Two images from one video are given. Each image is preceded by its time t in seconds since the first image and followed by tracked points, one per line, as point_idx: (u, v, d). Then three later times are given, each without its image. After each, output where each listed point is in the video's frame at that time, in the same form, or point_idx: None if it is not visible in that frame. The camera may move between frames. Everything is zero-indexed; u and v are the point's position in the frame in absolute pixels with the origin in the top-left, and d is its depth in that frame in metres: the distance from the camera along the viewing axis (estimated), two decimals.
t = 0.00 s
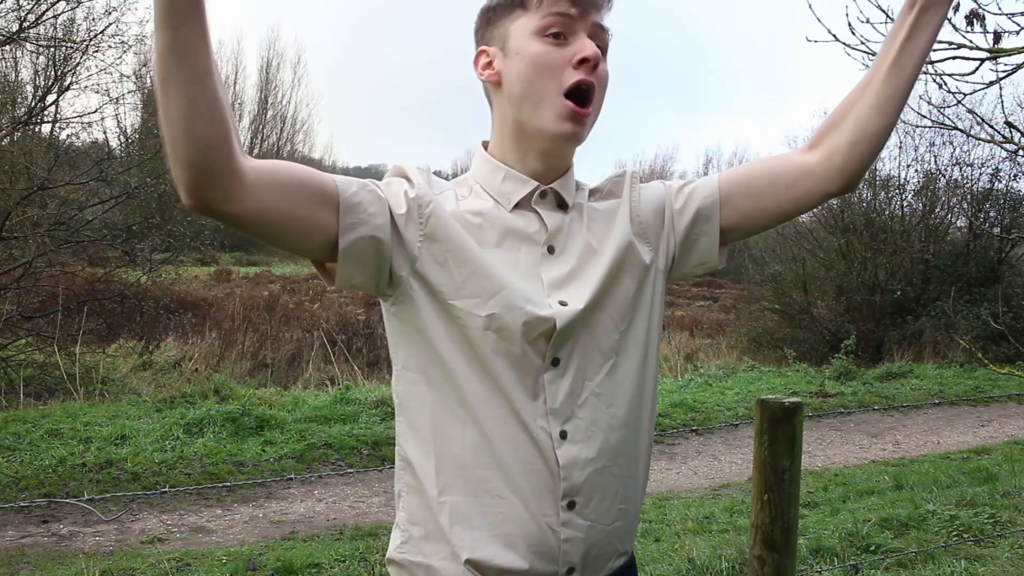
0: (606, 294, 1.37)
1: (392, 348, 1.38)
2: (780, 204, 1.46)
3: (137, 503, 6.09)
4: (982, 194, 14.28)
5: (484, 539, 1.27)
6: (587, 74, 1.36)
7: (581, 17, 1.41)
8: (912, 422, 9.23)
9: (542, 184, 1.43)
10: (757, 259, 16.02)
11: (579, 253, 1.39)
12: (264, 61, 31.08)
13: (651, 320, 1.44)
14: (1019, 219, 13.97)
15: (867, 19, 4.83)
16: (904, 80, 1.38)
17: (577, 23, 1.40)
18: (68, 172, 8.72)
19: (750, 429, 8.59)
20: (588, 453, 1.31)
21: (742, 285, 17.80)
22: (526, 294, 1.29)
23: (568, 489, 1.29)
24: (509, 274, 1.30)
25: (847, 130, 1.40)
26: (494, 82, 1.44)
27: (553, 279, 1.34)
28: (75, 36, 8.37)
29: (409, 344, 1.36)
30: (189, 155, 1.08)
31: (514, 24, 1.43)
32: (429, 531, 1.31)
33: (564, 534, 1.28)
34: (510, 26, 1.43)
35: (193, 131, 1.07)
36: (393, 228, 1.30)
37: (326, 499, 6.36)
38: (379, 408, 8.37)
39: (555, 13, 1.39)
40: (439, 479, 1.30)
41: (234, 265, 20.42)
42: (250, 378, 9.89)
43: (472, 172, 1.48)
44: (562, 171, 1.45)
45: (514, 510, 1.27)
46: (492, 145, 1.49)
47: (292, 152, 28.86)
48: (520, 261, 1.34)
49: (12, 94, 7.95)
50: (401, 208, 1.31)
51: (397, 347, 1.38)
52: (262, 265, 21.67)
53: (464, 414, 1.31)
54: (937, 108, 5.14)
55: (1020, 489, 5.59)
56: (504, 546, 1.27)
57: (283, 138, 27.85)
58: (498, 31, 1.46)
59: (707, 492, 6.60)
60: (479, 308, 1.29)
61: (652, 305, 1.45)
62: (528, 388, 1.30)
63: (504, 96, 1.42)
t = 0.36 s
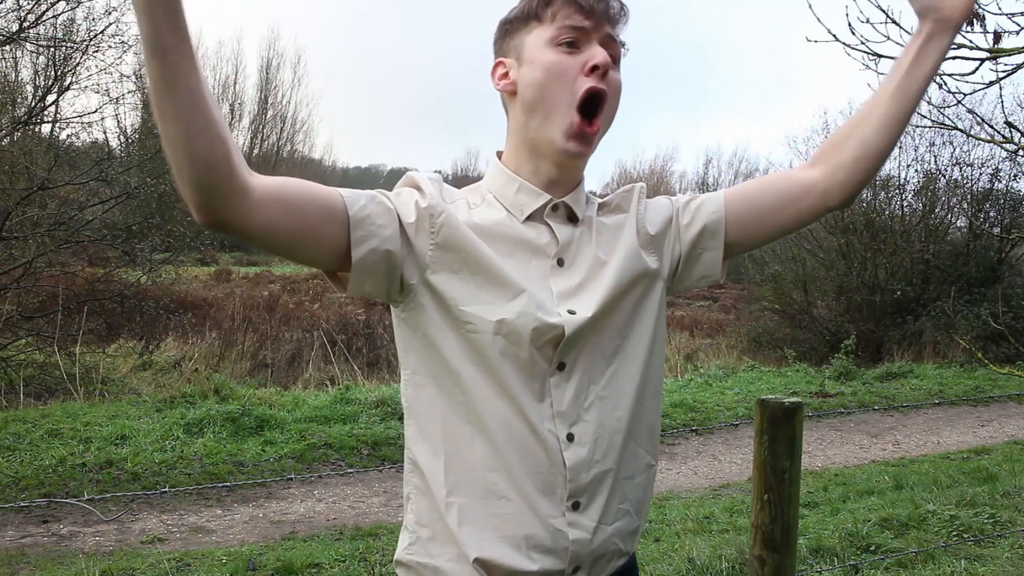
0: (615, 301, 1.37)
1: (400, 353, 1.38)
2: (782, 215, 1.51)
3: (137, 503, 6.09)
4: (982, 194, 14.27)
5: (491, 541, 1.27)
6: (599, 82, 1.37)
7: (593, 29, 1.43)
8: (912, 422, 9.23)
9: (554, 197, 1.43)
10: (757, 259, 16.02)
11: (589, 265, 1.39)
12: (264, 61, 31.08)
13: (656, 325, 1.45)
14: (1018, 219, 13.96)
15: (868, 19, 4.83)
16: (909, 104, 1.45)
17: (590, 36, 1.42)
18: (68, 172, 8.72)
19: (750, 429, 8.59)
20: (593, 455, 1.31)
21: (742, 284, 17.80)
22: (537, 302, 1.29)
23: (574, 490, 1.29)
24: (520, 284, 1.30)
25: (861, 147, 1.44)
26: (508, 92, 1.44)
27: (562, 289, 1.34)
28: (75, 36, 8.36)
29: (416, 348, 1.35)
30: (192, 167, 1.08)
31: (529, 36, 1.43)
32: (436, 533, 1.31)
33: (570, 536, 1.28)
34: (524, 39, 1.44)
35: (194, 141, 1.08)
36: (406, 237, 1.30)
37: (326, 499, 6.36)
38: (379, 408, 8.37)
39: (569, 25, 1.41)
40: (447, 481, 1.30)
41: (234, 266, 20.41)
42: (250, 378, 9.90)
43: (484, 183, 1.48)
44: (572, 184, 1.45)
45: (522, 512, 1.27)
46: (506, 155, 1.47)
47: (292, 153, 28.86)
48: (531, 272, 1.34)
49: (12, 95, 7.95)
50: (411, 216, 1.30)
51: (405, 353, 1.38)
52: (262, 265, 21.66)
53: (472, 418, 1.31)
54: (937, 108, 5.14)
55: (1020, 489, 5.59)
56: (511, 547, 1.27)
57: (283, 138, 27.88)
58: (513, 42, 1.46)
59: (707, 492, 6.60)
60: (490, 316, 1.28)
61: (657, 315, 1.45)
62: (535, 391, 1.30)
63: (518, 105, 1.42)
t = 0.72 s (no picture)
0: (631, 303, 1.37)
1: (412, 352, 1.38)
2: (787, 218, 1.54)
3: (137, 503, 6.10)
4: (982, 194, 14.26)
5: (505, 540, 1.27)
6: (623, 82, 1.38)
7: (612, 30, 1.42)
8: (912, 422, 9.23)
9: (573, 195, 1.42)
10: (757, 259, 16.03)
11: (606, 265, 1.39)
12: (264, 60, 31.07)
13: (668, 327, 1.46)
14: (1019, 219, 13.95)
15: (866, 21, 4.86)
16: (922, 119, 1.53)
17: (609, 35, 1.42)
18: (68, 172, 8.71)
19: (750, 429, 8.59)
20: (607, 455, 1.32)
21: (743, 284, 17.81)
22: (557, 302, 1.29)
23: (588, 488, 1.30)
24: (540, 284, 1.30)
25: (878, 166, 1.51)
26: (526, 92, 1.44)
27: (581, 287, 1.34)
28: (75, 36, 8.37)
29: (429, 348, 1.35)
30: (190, 177, 1.09)
31: (546, 34, 1.43)
32: (447, 531, 1.31)
33: (583, 535, 1.28)
34: (541, 36, 1.43)
35: (186, 150, 1.08)
36: (423, 237, 1.29)
37: (326, 499, 6.36)
38: (379, 408, 8.37)
39: (588, 26, 1.40)
40: (460, 480, 1.30)
41: (234, 266, 20.47)
42: (250, 378, 9.90)
43: (498, 178, 1.47)
44: (590, 183, 1.45)
45: (537, 511, 1.27)
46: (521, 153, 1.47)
47: (292, 153, 28.88)
48: (549, 271, 1.34)
49: (12, 95, 7.95)
50: (427, 215, 1.29)
51: (418, 353, 1.37)
52: (261, 266, 21.78)
53: (487, 419, 1.30)
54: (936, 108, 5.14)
55: (1020, 489, 5.59)
56: (524, 546, 1.26)
57: (284, 138, 27.88)
58: (529, 42, 1.46)
59: (707, 492, 6.60)
60: (507, 316, 1.28)
61: (670, 316, 1.46)
62: (551, 391, 1.30)
63: (538, 106, 1.41)
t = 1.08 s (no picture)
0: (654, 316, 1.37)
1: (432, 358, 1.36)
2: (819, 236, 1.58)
3: (137, 503, 6.10)
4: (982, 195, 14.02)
5: (525, 548, 1.28)
6: (655, 82, 1.37)
7: (646, 27, 1.43)
8: (911, 422, 9.23)
9: (601, 201, 1.41)
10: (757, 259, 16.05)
11: (630, 276, 1.39)
12: (265, 60, 31.10)
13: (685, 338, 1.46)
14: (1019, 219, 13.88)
15: (867, 20, 4.87)
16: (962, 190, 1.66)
17: (643, 33, 1.42)
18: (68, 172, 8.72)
19: (750, 429, 8.59)
20: (623, 466, 1.34)
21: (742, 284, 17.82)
22: (584, 317, 1.29)
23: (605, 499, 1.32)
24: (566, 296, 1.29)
25: (916, 206, 1.61)
26: (558, 90, 1.43)
27: (605, 301, 1.34)
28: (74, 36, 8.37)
29: (450, 357, 1.33)
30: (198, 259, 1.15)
31: (579, 32, 1.43)
32: (466, 537, 1.31)
33: (599, 545, 1.31)
34: (575, 34, 1.43)
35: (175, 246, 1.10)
36: (444, 248, 1.27)
37: (326, 499, 6.36)
38: (379, 408, 8.37)
39: (622, 24, 1.40)
40: (481, 488, 1.29)
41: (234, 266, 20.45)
42: (250, 378, 9.90)
43: (524, 180, 1.45)
44: (618, 190, 1.44)
45: (556, 522, 1.28)
46: (551, 155, 1.46)
47: (292, 153, 28.86)
48: (574, 283, 1.33)
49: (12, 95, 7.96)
50: (446, 223, 1.27)
51: (439, 360, 1.35)
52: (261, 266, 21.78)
53: (508, 431, 1.30)
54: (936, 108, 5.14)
55: (1020, 489, 5.59)
56: (544, 556, 1.28)
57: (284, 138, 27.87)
58: (562, 39, 1.46)
59: (707, 492, 6.60)
60: (531, 330, 1.27)
61: (689, 328, 1.47)
62: (572, 405, 1.30)
63: (569, 103, 1.41)
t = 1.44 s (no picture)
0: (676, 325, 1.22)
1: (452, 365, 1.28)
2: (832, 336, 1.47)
3: (137, 503, 6.09)
4: (982, 194, 14.12)
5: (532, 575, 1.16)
6: (679, 81, 1.23)
7: (668, 25, 1.29)
8: (911, 422, 9.23)
9: (620, 205, 1.26)
10: (757, 259, 16.04)
11: (651, 283, 1.24)
12: (264, 60, 31.17)
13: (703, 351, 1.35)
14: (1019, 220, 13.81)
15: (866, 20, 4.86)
16: None
17: (666, 30, 1.28)
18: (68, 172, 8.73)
19: (750, 429, 8.58)
20: (641, 487, 1.21)
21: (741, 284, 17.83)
22: (597, 330, 1.15)
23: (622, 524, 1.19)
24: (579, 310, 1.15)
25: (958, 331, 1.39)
26: (576, 91, 1.29)
27: (620, 309, 1.18)
28: (74, 36, 8.37)
29: (467, 369, 1.25)
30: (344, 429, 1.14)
31: (597, 30, 1.29)
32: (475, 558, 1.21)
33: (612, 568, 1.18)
34: (592, 32, 1.29)
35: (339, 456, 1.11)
36: (444, 288, 1.11)
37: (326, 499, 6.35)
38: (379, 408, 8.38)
39: (643, 21, 1.27)
40: (493, 508, 1.19)
41: (234, 266, 20.47)
42: (250, 377, 9.92)
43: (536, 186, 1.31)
44: (641, 192, 1.29)
45: (569, 546, 1.16)
46: (569, 159, 1.30)
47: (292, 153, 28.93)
48: (587, 291, 1.18)
49: (12, 95, 7.96)
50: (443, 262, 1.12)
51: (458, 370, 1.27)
52: (261, 266, 21.80)
53: (516, 452, 1.17)
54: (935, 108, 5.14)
55: (1020, 489, 5.59)
56: None
57: (285, 139, 27.89)
58: (580, 37, 1.32)
59: (707, 492, 6.60)
60: (540, 350, 1.14)
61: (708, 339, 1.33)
62: (584, 425, 1.16)
63: (588, 104, 1.26)
